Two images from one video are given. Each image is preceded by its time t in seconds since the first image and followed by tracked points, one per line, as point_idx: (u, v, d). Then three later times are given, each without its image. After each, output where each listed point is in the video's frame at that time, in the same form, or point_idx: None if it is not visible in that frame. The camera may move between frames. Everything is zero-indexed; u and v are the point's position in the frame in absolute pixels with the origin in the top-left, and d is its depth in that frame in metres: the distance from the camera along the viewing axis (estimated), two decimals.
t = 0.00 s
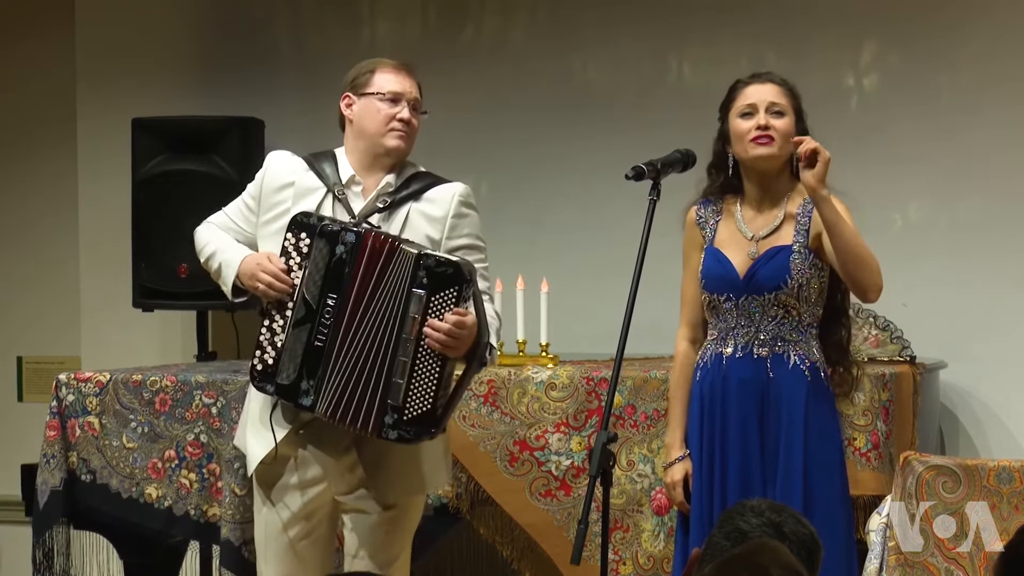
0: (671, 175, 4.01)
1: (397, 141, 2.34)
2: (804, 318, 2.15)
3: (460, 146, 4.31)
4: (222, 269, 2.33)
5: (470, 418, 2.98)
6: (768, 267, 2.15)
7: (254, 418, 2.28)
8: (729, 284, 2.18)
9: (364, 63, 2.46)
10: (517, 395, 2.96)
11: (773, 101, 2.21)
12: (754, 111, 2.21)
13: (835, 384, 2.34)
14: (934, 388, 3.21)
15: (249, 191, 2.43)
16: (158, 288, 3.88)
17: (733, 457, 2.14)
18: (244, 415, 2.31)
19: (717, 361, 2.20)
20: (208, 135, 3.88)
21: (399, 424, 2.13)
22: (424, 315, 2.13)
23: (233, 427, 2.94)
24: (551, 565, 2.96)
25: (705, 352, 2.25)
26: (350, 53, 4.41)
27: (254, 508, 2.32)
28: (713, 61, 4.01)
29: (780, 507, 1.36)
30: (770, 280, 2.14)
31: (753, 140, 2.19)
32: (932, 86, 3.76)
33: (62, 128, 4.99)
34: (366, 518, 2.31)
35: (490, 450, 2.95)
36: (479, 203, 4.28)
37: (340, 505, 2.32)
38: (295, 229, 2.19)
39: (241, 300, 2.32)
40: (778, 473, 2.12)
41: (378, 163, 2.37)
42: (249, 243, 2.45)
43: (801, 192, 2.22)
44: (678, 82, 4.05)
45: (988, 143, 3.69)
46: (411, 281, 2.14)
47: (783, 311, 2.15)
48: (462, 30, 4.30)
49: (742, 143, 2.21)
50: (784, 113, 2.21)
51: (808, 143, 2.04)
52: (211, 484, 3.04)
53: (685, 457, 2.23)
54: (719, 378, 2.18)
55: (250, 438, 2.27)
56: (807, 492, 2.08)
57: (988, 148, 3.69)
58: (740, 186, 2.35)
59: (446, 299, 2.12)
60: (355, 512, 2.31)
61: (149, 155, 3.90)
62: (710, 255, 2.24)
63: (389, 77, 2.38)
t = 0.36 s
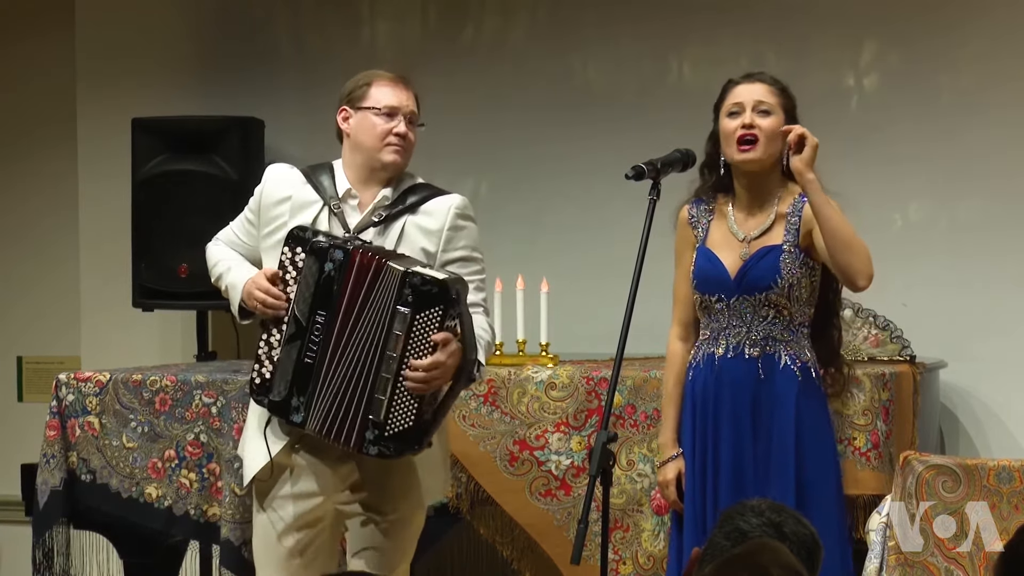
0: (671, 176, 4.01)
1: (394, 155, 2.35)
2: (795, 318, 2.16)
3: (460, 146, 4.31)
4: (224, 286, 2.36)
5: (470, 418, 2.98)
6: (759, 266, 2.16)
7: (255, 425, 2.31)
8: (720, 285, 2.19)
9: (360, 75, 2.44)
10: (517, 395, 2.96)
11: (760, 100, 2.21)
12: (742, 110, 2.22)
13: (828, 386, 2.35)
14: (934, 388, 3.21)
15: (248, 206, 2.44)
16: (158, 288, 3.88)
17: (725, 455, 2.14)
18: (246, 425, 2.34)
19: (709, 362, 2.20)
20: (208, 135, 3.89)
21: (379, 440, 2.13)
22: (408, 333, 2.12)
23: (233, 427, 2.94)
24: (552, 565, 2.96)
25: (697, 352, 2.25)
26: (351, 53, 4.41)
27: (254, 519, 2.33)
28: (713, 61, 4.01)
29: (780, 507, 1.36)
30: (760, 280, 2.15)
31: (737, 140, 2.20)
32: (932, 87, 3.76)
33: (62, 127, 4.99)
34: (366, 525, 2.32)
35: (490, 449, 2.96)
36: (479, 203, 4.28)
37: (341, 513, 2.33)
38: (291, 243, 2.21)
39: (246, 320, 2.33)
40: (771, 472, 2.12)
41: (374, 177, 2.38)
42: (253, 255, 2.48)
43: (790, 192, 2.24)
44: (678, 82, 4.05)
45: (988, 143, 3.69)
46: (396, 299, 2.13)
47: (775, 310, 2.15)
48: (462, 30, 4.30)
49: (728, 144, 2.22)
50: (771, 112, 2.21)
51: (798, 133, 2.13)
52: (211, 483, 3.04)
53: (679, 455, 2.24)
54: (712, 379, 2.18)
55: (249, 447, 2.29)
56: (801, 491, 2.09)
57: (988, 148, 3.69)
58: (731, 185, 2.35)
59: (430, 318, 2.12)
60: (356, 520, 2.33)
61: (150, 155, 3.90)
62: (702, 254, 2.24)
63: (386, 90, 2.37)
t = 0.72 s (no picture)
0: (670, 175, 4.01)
1: (390, 144, 2.35)
2: (787, 318, 2.16)
3: (460, 146, 4.30)
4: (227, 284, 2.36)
5: (470, 418, 2.97)
6: (751, 267, 2.16)
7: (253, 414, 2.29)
8: (711, 284, 2.19)
9: (358, 67, 2.45)
10: (517, 395, 2.96)
11: (750, 101, 2.22)
12: (733, 110, 2.23)
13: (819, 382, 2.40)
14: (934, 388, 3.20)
15: (248, 201, 2.44)
16: (158, 288, 3.88)
17: (720, 455, 2.14)
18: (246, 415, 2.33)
19: (703, 362, 2.20)
20: (208, 135, 3.88)
21: (364, 420, 2.13)
22: (397, 312, 2.12)
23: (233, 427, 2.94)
24: (552, 565, 2.96)
25: (691, 353, 2.25)
26: (351, 53, 4.41)
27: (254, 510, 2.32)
28: (713, 61, 4.01)
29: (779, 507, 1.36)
30: (754, 280, 2.15)
31: (726, 142, 2.21)
32: (932, 87, 3.76)
33: (62, 128, 4.99)
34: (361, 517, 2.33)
35: (490, 449, 2.95)
36: (479, 203, 4.28)
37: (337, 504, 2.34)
38: (291, 232, 2.20)
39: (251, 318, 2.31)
40: (766, 472, 2.12)
41: (372, 167, 2.38)
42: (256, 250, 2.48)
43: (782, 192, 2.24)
44: (678, 82, 4.05)
45: (988, 143, 3.69)
46: (386, 280, 2.12)
47: (767, 310, 2.15)
48: (462, 30, 4.30)
49: (718, 144, 2.24)
50: (762, 113, 2.21)
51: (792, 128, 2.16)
52: (211, 483, 3.04)
53: (673, 456, 2.24)
54: (706, 381, 2.18)
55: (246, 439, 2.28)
56: (795, 488, 2.10)
57: (988, 149, 3.69)
58: (723, 184, 2.36)
59: (420, 300, 2.12)
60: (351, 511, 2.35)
61: (150, 155, 3.90)
62: (695, 255, 2.24)
63: (383, 80, 2.38)
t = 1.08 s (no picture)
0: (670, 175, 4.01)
1: (386, 132, 2.35)
2: (784, 316, 2.16)
3: (460, 145, 4.30)
4: (226, 281, 2.35)
5: (470, 418, 2.96)
6: (747, 264, 2.16)
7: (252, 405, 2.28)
8: (708, 284, 2.19)
9: (355, 58, 2.47)
10: (517, 395, 2.95)
11: (746, 100, 2.22)
12: (730, 109, 2.23)
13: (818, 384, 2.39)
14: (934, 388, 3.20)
15: (246, 199, 2.44)
16: (158, 288, 3.87)
17: (718, 455, 2.14)
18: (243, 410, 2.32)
19: (700, 362, 2.20)
20: (208, 134, 3.88)
21: (358, 394, 2.13)
22: (392, 287, 2.13)
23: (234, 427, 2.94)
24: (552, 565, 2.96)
25: (687, 354, 2.25)
26: (351, 53, 4.41)
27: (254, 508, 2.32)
28: (713, 61, 4.01)
29: (780, 507, 1.36)
30: (754, 274, 2.15)
31: (721, 140, 2.22)
32: (932, 87, 3.76)
33: (63, 128, 4.99)
34: (358, 516, 2.27)
35: (490, 449, 2.95)
36: (479, 202, 4.28)
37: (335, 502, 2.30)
38: (288, 220, 2.18)
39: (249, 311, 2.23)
40: (764, 471, 2.12)
41: (369, 156, 2.38)
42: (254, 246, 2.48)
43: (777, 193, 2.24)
44: (678, 82, 4.05)
45: (988, 143, 3.69)
46: (383, 255, 2.14)
47: (764, 310, 2.16)
48: (462, 30, 4.30)
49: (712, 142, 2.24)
50: (757, 112, 2.21)
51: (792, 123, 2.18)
52: (211, 483, 3.04)
53: (671, 455, 2.25)
54: (704, 382, 2.17)
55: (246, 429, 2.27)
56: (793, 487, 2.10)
57: (988, 149, 3.69)
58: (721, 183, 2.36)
59: (416, 276, 2.13)
60: (347, 511, 2.28)
61: (150, 155, 3.90)
62: (692, 255, 2.24)
63: (380, 69, 2.39)
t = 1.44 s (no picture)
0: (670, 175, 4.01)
1: (378, 131, 2.36)
2: (784, 315, 2.16)
3: (460, 145, 4.30)
4: (223, 291, 2.32)
5: (470, 418, 2.96)
6: (748, 261, 2.16)
7: (253, 405, 2.26)
8: (708, 283, 2.19)
9: (345, 63, 2.48)
10: (517, 395, 2.95)
11: (746, 99, 2.22)
12: (730, 108, 2.23)
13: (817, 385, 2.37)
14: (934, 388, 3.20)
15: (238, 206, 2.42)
16: (158, 288, 3.87)
17: (717, 456, 2.14)
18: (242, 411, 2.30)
19: (699, 361, 2.20)
20: (207, 134, 3.88)
21: (360, 384, 2.12)
22: (388, 274, 2.14)
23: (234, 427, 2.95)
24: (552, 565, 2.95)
25: (687, 353, 2.25)
26: (351, 52, 4.41)
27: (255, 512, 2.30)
28: (713, 60, 4.01)
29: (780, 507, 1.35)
30: (756, 270, 2.15)
31: (719, 140, 2.21)
32: (932, 86, 3.76)
33: (63, 128, 4.99)
34: (359, 515, 2.27)
35: (490, 449, 2.95)
36: (479, 202, 4.28)
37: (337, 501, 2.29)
38: (283, 222, 2.17)
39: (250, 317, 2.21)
40: (763, 471, 2.11)
41: (361, 157, 2.38)
42: (246, 255, 2.45)
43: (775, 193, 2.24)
44: (678, 81, 4.05)
45: (988, 143, 3.69)
46: (377, 244, 2.15)
47: (763, 309, 2.15)
48: (462, 30, 4.30)
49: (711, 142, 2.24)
50: (756, 112, 2.21)
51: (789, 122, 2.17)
52: (211, 484, 3.04)
53: (669, 454, 2.25)
54: (703, 382, 2.17)
55: (246, 431, 2.25)
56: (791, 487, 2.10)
57: (988, 148, 3.69)
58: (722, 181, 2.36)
59: (411, 263, 2.14)
60: (349, 510, 2.28)
61: (150, 155, 3.91)
62: (693, 254, 2.23)
63: (370, 71, 2.40)
